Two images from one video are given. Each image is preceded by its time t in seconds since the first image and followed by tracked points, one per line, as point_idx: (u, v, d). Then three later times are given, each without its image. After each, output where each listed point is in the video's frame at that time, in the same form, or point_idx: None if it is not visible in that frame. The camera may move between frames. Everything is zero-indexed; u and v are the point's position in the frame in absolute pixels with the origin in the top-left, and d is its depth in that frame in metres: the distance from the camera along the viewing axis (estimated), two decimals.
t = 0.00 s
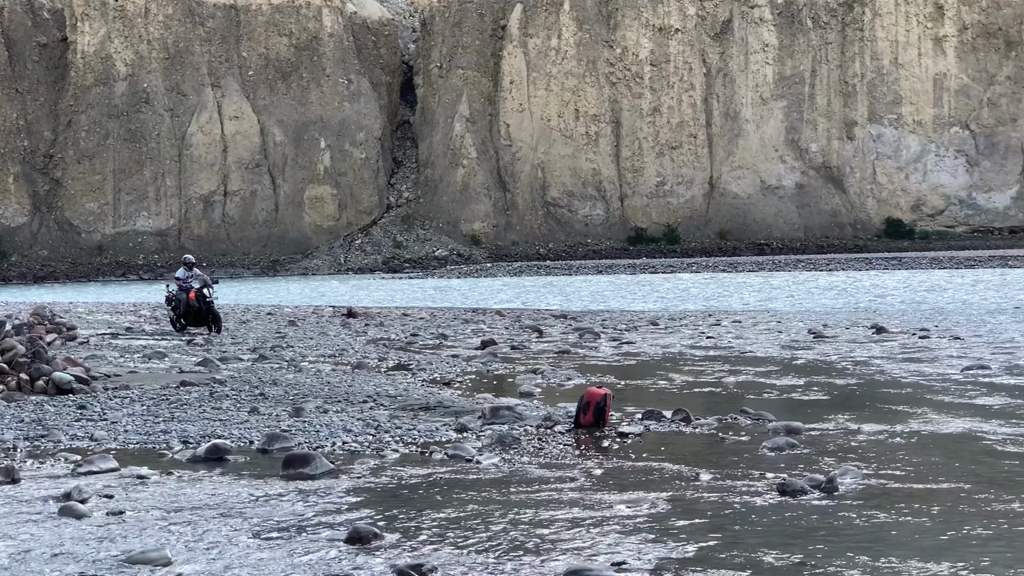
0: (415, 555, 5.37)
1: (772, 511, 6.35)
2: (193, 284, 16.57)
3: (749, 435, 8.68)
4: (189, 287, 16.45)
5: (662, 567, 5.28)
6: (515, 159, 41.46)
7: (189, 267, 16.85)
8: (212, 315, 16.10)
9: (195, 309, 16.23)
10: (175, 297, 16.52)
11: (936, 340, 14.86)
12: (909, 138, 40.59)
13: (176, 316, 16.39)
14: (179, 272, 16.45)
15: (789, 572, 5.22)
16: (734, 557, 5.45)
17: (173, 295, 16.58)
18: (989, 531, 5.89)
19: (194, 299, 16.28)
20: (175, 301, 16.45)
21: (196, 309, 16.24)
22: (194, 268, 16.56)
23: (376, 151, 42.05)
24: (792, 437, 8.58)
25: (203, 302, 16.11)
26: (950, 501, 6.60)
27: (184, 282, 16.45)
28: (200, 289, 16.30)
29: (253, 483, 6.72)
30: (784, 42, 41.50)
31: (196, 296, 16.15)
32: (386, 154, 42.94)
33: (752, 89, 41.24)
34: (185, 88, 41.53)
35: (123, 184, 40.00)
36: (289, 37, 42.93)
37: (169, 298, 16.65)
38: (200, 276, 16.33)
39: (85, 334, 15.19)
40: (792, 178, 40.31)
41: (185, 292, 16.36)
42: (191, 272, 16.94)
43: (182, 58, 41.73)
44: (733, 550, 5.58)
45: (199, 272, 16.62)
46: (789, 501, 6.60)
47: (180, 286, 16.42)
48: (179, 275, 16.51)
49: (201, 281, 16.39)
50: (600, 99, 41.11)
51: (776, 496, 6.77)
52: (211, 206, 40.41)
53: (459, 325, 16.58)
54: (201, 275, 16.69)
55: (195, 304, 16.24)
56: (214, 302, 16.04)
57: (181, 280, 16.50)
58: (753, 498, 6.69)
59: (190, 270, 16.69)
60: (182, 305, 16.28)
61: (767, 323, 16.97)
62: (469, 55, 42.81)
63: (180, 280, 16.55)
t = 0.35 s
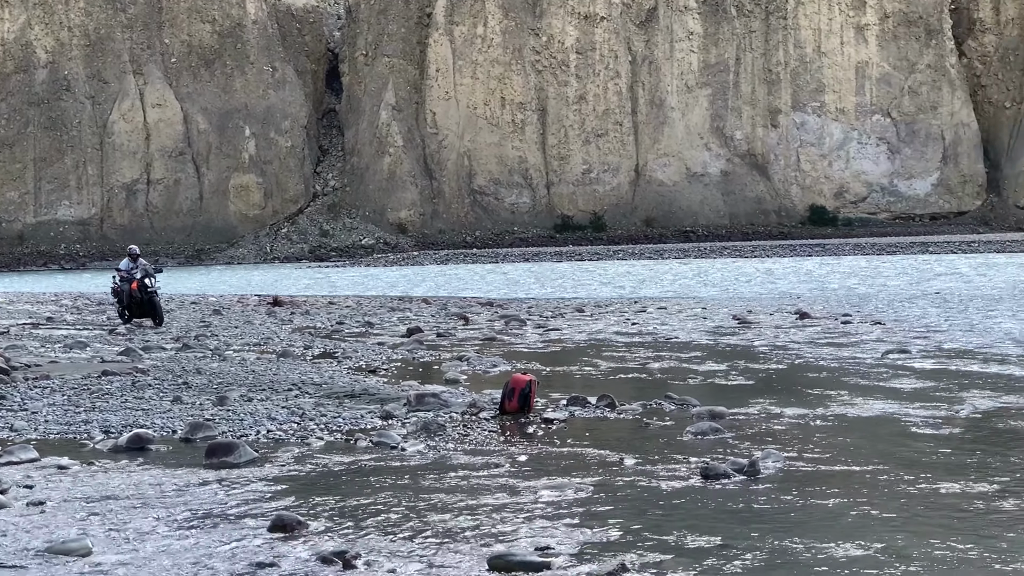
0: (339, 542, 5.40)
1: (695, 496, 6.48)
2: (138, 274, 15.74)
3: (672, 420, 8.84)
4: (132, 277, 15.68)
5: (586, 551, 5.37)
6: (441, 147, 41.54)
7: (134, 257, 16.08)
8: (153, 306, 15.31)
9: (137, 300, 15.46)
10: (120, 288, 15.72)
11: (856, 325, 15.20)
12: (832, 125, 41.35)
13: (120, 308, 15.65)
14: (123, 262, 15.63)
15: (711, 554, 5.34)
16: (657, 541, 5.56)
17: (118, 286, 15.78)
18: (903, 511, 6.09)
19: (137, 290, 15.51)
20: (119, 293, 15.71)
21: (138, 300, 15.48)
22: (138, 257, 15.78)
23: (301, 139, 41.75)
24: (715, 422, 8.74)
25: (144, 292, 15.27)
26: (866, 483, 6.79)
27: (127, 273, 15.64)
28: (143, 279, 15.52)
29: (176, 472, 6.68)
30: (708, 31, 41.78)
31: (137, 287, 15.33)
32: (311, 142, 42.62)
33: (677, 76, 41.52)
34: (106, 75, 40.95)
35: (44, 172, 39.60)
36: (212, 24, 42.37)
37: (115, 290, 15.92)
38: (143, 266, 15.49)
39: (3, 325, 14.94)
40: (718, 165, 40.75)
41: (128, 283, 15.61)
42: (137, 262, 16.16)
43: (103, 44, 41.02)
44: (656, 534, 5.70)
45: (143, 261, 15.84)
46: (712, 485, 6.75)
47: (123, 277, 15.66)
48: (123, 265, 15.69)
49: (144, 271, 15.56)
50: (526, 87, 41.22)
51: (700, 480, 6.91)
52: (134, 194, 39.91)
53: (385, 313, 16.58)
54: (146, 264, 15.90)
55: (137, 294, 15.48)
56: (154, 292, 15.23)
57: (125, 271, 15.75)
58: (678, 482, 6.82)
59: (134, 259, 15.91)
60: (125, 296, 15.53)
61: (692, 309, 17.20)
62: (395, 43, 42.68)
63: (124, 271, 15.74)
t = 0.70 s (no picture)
0: (286, 530, 5.43)
1: (643, 481, 6.58)
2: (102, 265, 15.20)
3: (620, 405, 8.94)
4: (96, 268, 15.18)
5: (533, 537, 5.44)
6: (390, 134, 41.42)
7: (102, 248, 15.60)
8: (113, 297, 14.75)
9: (98, 291, 14.94)
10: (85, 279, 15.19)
11: (804, 310, 15.40)
12: (780, 112, 41.73)
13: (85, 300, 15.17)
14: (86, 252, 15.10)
15: (657, 539, 5.44)
16: (604, 527, 5.64)
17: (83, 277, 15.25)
18: (845, 494, 6.22)
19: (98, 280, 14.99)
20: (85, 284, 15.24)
21: (99, 291, 14.95)
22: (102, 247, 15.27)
23: (249, 126, 41.49)
24: (662, 407, 8.85)
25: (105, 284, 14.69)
26: (812, 467, 6.92)
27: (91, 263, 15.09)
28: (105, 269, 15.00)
29: (122, 462, 6.68)
30: (656, 17, 41.96)
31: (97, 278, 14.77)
32: (260, 130, 42.31)
33: (626, 63, 41.67)
34: (51, 63, 40.48)
35: None
36: (157, 11, 41.91)
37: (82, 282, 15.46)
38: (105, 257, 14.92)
39: None
40: (667, 152, 41.03)
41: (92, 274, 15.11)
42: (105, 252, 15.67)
43: (47, 32, 40.51)
44: (604, 519, 5.78)
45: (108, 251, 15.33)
46: (659, 470, 6.85)
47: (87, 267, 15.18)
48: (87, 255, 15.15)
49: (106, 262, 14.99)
50: (475, 74, 41.24)
51: (647, 465, 7.00)
52: (80, 182, 39.49)
53: (334, 301, 16.57)
54: (111, 254, 15.39)
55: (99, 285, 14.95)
56: (112, 282, 14.66)
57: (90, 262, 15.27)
58: (625, 467, 6.91)
59: (100, 249, 15.42)
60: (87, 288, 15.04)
61: (640, 295, 17.34)
62: (343, 29, 42.41)
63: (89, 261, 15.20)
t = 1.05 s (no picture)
0: (257, 523, 5.45)
1: (614, 471, 6.64)
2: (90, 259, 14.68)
3: (592, 397, 9.00)
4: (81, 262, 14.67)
5: (505, 527, 5.49)
6: (362, 126, 41.36)
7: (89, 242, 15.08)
8: (99, 291, 14.22)
9: (84, 286, 14.42)
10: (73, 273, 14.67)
11: (776, 301, 15.52)
12: (752, 103, 41.91)
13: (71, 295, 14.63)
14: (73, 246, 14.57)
15: (629, 529, 5.49)
16: (575, 517, 5.70)
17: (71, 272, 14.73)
18: (815, 484, 6.32)
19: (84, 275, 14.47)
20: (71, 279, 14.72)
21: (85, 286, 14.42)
22: (90, 241, 14.75)
23: (221, 119, 41.34)
24: (634, 398, 8.91)
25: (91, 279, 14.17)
26: (783, 457, 6.99)
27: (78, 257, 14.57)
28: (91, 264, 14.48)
29: (92, 456, 6.68)
30: (628, 9, 42.02)
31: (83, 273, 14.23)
32: (232, 122, 42.13)
33: (598, 55, 41.69)
34: (21, 55, 40.09)
35: None
36: (128, 3, 41.63)
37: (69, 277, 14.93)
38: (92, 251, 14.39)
39: None
40: (639, 143, 41.12)
41: (78, 269, 14.59)
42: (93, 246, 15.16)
43: (17, 23, 40.16)
44: (575, 509, 5.84)
45: (95, 245, 14.81)
46: (631, 460, 6.91)
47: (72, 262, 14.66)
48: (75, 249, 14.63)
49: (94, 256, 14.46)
50: (447, 66, 41.17)
51: (618, 455, 7.07)
52: (51, 175, 39.23)
53: (307, 293, 16.55)
54: (99, 249, 14.87)
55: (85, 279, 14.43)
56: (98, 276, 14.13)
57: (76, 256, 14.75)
58: (598, 458, 6.97)
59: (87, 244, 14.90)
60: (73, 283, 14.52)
61: (613, 287, 17.42)
62: (315, 21, 42.25)
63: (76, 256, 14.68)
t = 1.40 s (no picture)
0: (255, 520, 5.48)
1: (611, 467, 6.68)
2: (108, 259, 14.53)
3: (589, 393, 9.02)
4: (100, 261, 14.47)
5: (501, 523, 5.51)
6: (360, 123, 41.35)
7: (107, 241, 14.89)
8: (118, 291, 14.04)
9: (103, 285, 14.23)
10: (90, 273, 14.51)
11: (773, 297, 15.55)
12: (749, 99, 41.95)
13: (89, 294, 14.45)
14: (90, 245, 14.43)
15: (625, 525, 5.52)
16: (571, 514, 5.73)
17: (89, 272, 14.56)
18: (810, 480, 6.34)
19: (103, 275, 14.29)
20: (89, 278, 14.52)
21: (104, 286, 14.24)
22: (108, 239, 14.55)
23: (219, 116, 41.33)
24: (632, 394, 8.94)
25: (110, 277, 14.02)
26: (779, 453, 7.01)
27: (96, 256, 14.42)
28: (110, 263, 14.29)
29: (90, 453, 6.70)
30: (626, 6, 42.02)
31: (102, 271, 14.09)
32: (230, 119, 42.13)
33: (596, 51, 41.69)
34: (19, 52, 40.13)
35: None
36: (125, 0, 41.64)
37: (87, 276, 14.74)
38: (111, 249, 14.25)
39: None
40: (637, 140, 41.09)
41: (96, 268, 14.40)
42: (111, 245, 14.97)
43: (15, 21, 40.23)
44: (570, 505, 5.87)
45: (113, 243, 14.61)
46: (628, 456, 6.94)
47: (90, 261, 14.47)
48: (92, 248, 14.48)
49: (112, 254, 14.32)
50: (445, 63, 41.18)
51: (616, 451, 7.10)
52: (49, 173, 39.26)
53: (304, 291, 16.59)
54: (117, 247, 14.67)
55: (104, 279, 14.24)
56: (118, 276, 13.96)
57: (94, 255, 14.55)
58: (594, 454, 7.00)
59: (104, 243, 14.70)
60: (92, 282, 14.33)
61: (610, 284, 17.44)
62: (313, 19, 42.22)
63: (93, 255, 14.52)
